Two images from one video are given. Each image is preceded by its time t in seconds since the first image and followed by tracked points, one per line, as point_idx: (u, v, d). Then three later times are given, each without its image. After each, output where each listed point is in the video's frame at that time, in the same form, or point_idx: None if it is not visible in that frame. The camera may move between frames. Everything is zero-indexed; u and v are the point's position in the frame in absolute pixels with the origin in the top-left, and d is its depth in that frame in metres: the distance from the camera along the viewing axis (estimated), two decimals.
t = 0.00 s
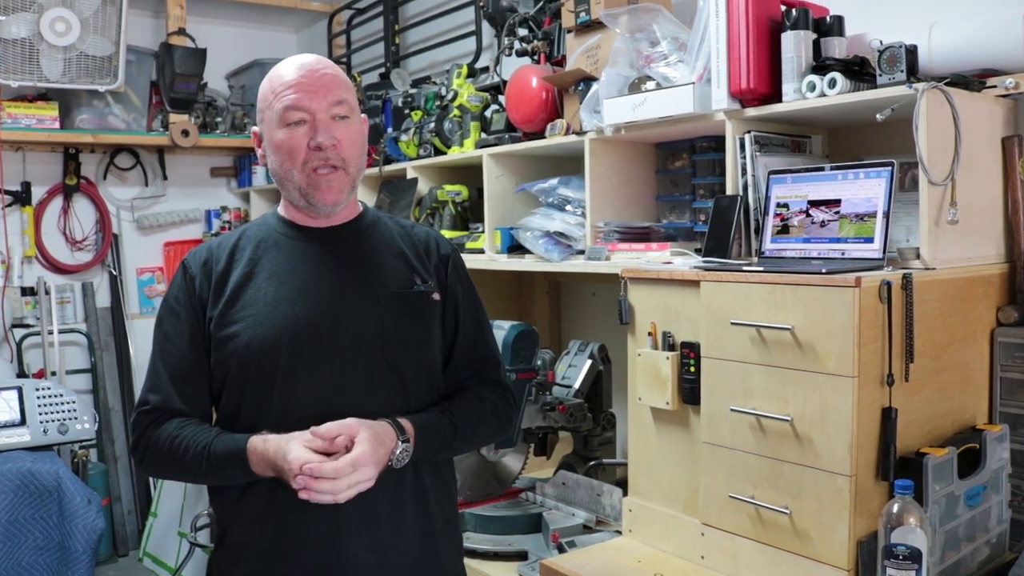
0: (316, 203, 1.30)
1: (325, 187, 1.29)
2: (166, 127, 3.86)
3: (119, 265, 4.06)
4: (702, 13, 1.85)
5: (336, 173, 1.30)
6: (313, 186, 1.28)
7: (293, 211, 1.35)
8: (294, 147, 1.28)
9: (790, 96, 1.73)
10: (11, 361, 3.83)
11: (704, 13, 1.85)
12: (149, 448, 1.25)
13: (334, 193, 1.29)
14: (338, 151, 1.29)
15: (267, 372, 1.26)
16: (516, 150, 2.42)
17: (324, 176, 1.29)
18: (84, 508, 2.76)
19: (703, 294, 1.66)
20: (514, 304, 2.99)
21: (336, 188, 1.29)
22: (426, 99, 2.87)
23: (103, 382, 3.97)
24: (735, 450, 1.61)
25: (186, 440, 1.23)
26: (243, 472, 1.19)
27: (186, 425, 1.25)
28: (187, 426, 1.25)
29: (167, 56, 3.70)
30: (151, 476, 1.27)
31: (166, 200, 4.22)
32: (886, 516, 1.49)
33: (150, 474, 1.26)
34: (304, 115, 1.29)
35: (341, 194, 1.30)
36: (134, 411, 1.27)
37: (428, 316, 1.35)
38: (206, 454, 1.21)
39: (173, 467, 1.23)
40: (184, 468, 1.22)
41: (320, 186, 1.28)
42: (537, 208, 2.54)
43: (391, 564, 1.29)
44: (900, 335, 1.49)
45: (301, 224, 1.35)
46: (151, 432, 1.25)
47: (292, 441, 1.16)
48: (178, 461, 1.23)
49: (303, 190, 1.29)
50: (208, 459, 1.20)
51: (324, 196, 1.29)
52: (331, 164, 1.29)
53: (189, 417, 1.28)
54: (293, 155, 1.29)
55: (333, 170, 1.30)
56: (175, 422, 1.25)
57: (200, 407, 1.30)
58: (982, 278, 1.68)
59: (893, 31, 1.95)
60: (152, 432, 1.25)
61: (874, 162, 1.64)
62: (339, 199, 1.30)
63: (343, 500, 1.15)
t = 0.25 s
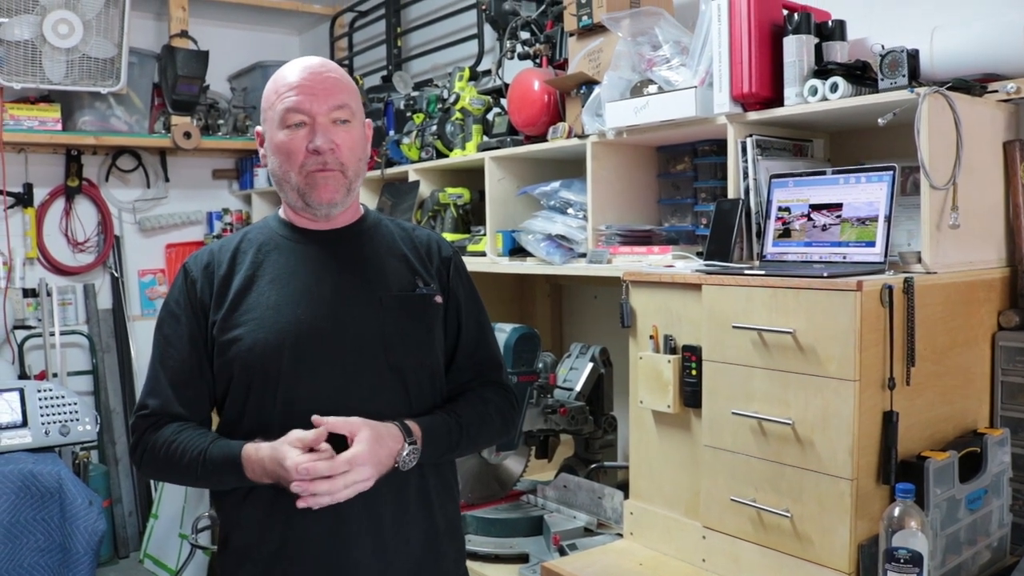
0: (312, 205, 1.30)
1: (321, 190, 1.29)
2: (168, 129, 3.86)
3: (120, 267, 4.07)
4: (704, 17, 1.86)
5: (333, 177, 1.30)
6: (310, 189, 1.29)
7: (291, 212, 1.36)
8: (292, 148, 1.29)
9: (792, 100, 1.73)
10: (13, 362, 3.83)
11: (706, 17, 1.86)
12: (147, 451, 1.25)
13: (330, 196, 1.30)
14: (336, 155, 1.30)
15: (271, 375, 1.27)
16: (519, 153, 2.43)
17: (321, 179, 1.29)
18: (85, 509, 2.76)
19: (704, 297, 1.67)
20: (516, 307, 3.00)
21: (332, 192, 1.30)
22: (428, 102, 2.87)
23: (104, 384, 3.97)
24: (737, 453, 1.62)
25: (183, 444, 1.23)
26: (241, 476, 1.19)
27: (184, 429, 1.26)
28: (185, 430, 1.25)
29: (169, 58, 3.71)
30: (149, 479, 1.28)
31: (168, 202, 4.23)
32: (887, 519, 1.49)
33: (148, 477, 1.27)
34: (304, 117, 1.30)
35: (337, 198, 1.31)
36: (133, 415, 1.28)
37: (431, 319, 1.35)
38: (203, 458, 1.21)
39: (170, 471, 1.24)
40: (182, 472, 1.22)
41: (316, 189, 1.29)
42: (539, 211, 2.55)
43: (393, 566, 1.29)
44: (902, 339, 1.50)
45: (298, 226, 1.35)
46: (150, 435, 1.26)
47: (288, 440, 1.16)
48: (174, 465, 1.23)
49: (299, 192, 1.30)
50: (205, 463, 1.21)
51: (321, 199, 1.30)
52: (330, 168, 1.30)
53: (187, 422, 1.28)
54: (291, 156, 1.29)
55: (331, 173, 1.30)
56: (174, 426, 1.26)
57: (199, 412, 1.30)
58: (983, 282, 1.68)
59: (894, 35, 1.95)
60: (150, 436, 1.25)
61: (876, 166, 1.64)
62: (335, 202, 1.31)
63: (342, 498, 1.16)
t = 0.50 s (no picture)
0: (320, 205, 1.30)
1: (329, 189, 1.29)
2: (169, 130, 3.87)
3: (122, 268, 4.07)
4: (706, 19, 1.86)
5: (342, 177, 1.30)
6: (318, 188, 1.29)
7: (296, 213, 1.35)
8: (301, 147, 1.29)
9: (795, 102, 1.73)
10: (14, 362, 3.83)
11: (708, 19, 1.86)
12: (152, 451, 1.25)
13: (338, 196, 1.30)
14: (345, 155, 1.30)
15: (272, 376, 1.27)
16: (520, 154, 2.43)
17: (330, 178, 1.30)
18: (86, 510, 2.76)
19: (706, 299, 1.67)
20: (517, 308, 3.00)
21: (341, 192, 1.30)
22: (430, 103, 2.88)
23: (106, 384, 3.97)
24: (738, 454, 1.62)
25: (189, 443, 1.23)
26: (245, 474, 1.20)
27: (188, 429, 1.26)
28: (189, 430, 1.25)
29: (171, 59, 3.71)
30: (154, 479, 1.28)
31: (169, 203, 4.23)
32: (888, 521, 1.49)
33: (153, 477, 1.27)
34: (313, 117, 1.30)
35: (345, 198, 1.31)
36: (137, 416, 1.28)
37: (432, 320, 1.36)
38: (209, 457, 1.21)
39: (175, 470, 1.24)
40: (187, 472, 1.23)
41: (325, 188, 1.29)
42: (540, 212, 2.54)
43: (394, 567, 1.29)
44: (903, 341, 1.50)
45: (303, 227, 1.35)
46: (154, 436, 1.26)
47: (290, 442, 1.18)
48: (179, 465, 1.23)
49: (307, 191, 1.30)
50: (211, 462, 1.21)
51: (329, 198, 1.30)
52: (338, 168, 1.30)
53: (192, 421, 1.28)
54: (300, 156, 1.29)
55: (339, 173, 1.30)
56: (178, 425, 1.26)
57: (203, 411, 1.30)
58: (985, 284, 1.68)
59: (896, 37, 1.95)
60: (155, 436, 1.26)
61: (878, 168, 1.65)
62: (342, 202, 1.31)
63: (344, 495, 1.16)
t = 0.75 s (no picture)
0: (325, 205, 1.30)
1: (334, 189, 1.29)
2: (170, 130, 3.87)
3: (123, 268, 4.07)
4: (707, 20, 1.86)
5: (347, 177, 1.30)
6: (323, 188, 1.29)
7: (300, 213, 1.36)
8: (307, 148, 1.29)
9: (796, 103, 1.73)
10: (15, 362, 3.83)
11: (710, 20, 1.86)
12: (155, 450, 1.25)
13: (343, 196, 1.30)
14: (351, 155, 1.30)
15: (274, 376, 1.27)
16: (521, 155, 2.43)
17: (335, 178, 1.30)
18: (87, 510, 2.77)
19: (707, 300, 1.67)
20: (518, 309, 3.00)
21: (346, 192, 1.30)
22: (431, 103, 2.88)
23: (107, 384, 3.97)
24: (739, 456, 1.62)
25: (192, 443, 1.23)
26: (247, 475, 1.20)
27: (191, 428, 1.26)
28: (192, 429, 1.25)
29: (172, 59, 3.71)
30: (158, 478, 1.28)
31: (171, 202, 4.23)
32: (889, 523, 1.49)
33: (156, 476, 1.27)
34: (320, 117, 1.30)
35: (350, 198, 1.31)
36: (140, 415, 1.29)
37: (434, 321, 1.36)
38: (212, 458, 1.21)
39: (178, 469, 1.24)
40: (190, 471, 1.23)
41: (330, 188, 1.29)
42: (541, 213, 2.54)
43: (395, 568, 1.29)
44: (905, 342, 1.50)
45: (307, 227, 1.35)
46: (157, 435, 1.26)
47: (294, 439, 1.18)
48: (182, 464, 1.23)
49: (313, 191, 1.30)
50: (214, 462, 1.21)
51: (334, 198, 1.30)
52: (343, 168, 1.30)
53: (195, 421, 1.28)
54: (306, 156, 1.29)
55: (344, 173, 1.30)
56: (181, 425, 1.26)
57: (205, 411, 1.30)
58: (986, 286, 1.68)
59: (898, 39, 1.95)
60: (158, 435, 1.26)
61: (879, 169, 1.65)
62: (347, 202, 1.31)
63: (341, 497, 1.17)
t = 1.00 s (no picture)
0: (329, 205, 1.31)
1: (338, 190, 1.29)
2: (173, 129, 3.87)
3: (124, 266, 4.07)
4: (710, 22, 1.86)
5: (351, 178, 1.30)
6: (327, 189, 1.29)
7: (304, 213, 1.36)
8: (312, 148, 1.29)
9: (798, 105, 1.73)
10: (17, 360, 3.84)
11: (713, 23, 1.86)
12: (158, 449, 1.25)
13: (347, 196, 1.30)
14: (355, 156, 1.30)
15: (277, 376, 1.27)
16: (523, 155, 2.43)
17: (339, 179, 1.30)
18: (88, 508, 2.77)
19: (709, 301, 1.67)
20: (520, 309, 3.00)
21: (350, 193, 1.30)
22: (433, 104, 2.88)
23: (107, 383, 3.97)
24: (740, 457, 1.62)
25: (195, 442, 1.23)
26: (250, 474, 1.20)
27: (193, 428, 1.25)
28: (195, 429, 1.25)
29: (175, 58, 3.71)
30: (161, 477, 1.28)
31: (172, 202, 4.24)
32: (891, 525, 1.49)
33: (160, 475, 1.27)
34: (325, 118, 1.30)
35: (353, 199, 1.31)
36: (143, 414, 1.29)
37: (437, 322, 1.36)
38: (215, 457, 1.21)
39: (181, 469, 1.24)
40: (194, 471, 1.23)
41: (334, 189, 1.29)
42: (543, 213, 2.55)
43: (396, 567, 1.29)
44: (907, 345, 1.50)
45: (311, 228, 1.36)
46: (161, 434, 1.26)
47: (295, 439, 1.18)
48: (186, 464, 1.23)
49: (316, 192, 1.30)
50: (217, 461, 1.21)
51: (338, 199, 1.30)
52: (347, 169, 1.30)
53: (198, 420, 1.28)
54: (310, 156, 1.29)
55: (348, 174, 1.30)
56: (184, 424, 1.26)
57: (208, 411, 1.30)
58: (988, 288, 1.68)
59: (901, 41, 1.95)
60: (162, 434, 1.26)
61: (881, 172, 1.65)
62: (351, 202, 1.31)
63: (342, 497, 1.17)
